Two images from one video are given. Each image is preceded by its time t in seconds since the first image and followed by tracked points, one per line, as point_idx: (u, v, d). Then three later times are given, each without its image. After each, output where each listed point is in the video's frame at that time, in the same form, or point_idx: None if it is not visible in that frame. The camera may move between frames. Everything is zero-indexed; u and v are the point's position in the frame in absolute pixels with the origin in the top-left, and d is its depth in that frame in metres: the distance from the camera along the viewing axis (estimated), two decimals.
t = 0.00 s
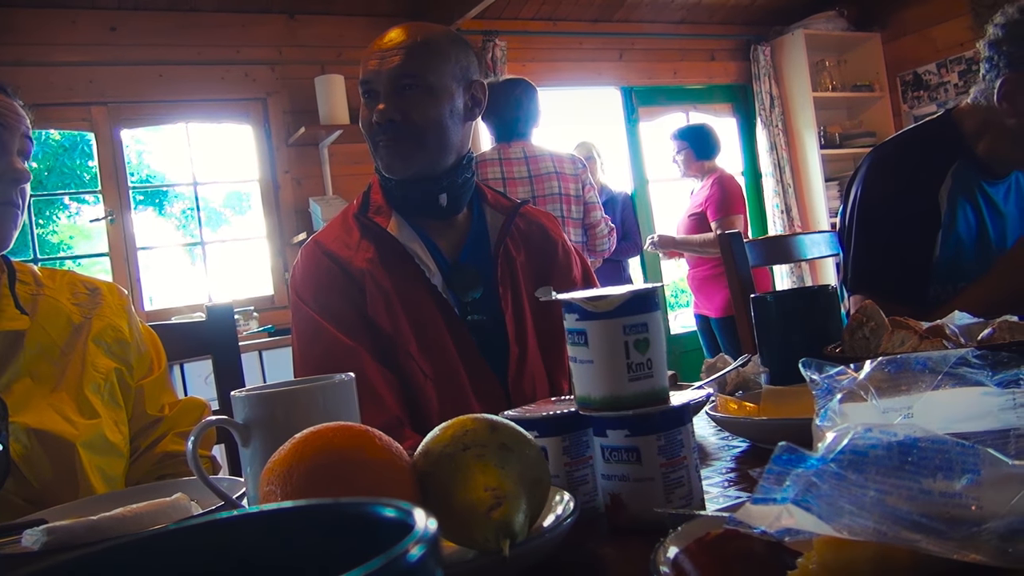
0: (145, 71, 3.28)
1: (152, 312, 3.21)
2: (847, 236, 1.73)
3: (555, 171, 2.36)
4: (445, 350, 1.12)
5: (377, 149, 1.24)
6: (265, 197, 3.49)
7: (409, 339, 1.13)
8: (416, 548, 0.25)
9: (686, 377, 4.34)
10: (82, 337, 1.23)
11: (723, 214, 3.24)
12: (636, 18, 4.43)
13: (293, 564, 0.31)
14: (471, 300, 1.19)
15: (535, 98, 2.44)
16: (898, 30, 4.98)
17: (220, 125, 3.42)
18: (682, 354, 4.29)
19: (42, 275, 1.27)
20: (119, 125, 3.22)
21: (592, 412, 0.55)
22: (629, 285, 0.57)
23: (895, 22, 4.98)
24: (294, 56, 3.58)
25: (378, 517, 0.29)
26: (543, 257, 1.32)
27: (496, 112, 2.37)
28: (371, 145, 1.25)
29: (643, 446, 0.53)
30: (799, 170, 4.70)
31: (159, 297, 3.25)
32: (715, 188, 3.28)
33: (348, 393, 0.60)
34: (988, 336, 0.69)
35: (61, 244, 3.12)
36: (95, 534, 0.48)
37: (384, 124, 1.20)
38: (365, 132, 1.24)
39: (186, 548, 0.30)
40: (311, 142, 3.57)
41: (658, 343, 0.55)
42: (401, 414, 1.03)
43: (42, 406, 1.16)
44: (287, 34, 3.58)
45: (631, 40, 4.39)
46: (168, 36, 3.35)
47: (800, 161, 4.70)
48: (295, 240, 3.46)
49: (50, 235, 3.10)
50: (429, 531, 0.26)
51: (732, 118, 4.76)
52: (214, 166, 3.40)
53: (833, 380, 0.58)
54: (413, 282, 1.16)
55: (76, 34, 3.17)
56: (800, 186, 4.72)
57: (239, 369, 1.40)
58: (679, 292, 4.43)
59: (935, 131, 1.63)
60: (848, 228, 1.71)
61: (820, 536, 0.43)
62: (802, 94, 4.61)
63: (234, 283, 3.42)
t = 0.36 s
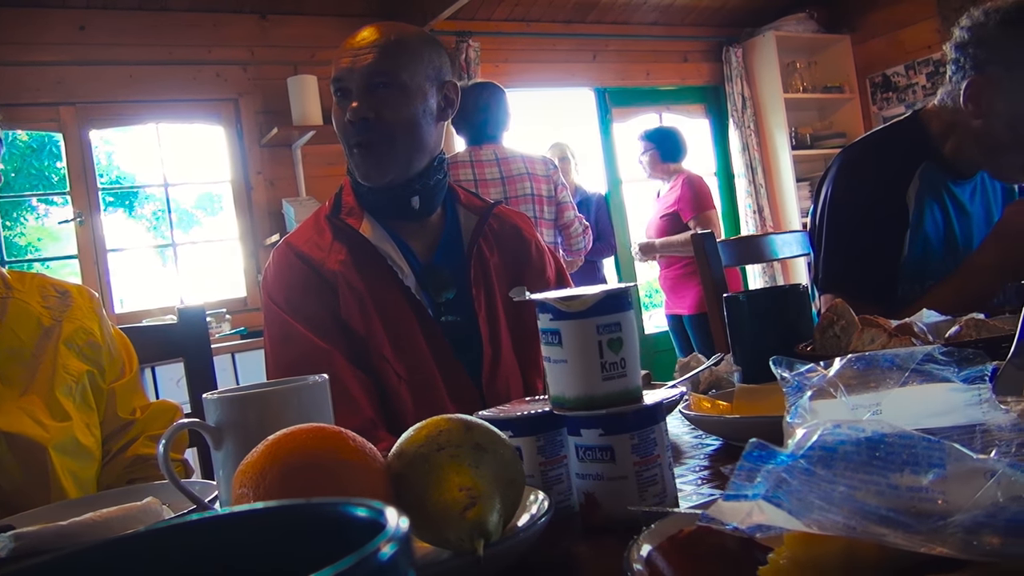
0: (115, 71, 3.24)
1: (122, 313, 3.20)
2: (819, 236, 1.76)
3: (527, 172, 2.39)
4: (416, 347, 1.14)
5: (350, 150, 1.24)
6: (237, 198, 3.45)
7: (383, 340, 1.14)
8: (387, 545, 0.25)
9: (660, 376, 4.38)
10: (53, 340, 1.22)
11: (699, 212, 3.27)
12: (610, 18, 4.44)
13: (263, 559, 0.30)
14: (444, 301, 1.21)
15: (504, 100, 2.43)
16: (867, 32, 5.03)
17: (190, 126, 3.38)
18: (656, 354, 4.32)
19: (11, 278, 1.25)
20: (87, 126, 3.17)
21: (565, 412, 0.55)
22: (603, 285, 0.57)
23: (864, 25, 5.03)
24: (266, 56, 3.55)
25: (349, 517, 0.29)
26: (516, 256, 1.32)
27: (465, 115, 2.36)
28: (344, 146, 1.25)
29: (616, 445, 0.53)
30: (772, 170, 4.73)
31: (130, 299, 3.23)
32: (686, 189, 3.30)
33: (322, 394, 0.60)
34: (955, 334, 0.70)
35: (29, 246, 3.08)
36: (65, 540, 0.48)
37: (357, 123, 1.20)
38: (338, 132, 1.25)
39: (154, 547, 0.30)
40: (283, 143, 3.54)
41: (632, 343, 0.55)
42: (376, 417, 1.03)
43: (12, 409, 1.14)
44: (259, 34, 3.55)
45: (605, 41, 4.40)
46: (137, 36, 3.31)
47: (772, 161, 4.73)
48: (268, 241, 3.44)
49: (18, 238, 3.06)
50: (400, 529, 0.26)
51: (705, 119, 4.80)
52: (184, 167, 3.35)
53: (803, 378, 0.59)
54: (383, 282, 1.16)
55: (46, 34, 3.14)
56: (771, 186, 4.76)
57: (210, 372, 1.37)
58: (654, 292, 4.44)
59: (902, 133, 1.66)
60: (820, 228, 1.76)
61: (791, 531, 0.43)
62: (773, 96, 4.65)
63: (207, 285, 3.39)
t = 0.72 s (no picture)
0: (83, 67, 3.20)
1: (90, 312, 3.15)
2: (789, 233, 1.80)
3: (500, 169, 2.41)
4: (392, 353, 1.17)
5: (334, 140, 1.27)
6: (207, 196, 3.40)
7: (355, 338, 1.17)
8: (356, 543, 0.24)
9: (632, 374, 4.41)
10: (20, 340, 1.19)
11: (656, 211, 3.30)
12: (582, 17, 4.45)
13: (234, 557, 0.30)
14: (418, 298, 1.25)
15: (477, 99, 2.46)
16: (836, 32, 5.10)
17: (160, 123, 3.34)
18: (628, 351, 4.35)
19: None
20: (54, 122, 3.12)
21: (539, 409, 0.55)
22: (576, 282, 0.58)
23: (833, 24, 5.09)
24: (236, 53, 3.54)
25: (318, 515, 0.28)
26: (490, 254, 1.36)
27: (437, 114, 2.40)
28: (327, 137, 1.28)
29: (589, 442, 0.54)
30: (742, 169, 4.78)
31: (98, 298, 3.19)
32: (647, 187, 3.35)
33: (292, 392, 0.60)
34: (922, 329, 0.72)
35: None
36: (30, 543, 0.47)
37: (347, 111, 1.23)
38: (321, 122, 1.27)
39: (126, 544, 0.30)
40: (254, 140, 3.50)
41: (604, 339, 0.55)
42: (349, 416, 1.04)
43: None
44: (230, 30, 3.53)
45: (576, 40, 4.41)
46: (104, 31, 3.27)
47: (743, 159, 4.76)
48: (239, 239, 3.40)
49: None
50: (370, 526, 0.26)
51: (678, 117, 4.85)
52: (153, 164, 3.30)
53: (773, 373, 0.59)
54: (357, 280, 1.20)
55: (11, 29, 3.10)
56: (742, 184, 4.80)
57: (181, 372, 1.41)
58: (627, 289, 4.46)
59: (869, 132, 1.71)
60: (791, 225, 1.79)
61: (760, 526, 0.43)
62: (744, 94, 4.68)
63: (177, 284, 3.35)
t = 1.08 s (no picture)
0: (49, 61, 3.15)
1: (57, 311, 3.10)
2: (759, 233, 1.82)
3: (471, 166, 2.42)
4: (367, 351, 1.18)
5: (322, 133, 1.29)
6: (177, 195, 3.37)
7: (328, 337, 1.17)
8: (328, 540, 0.24)
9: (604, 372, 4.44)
10: None
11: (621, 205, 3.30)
12: (556, 15, 4.46)
13: (201, 551, 0.30)
14: (392, 297, 1.27)
15: (446, 96, 2.48)
16: (807, 33, 5.15)
17: (129, 119, 3.30)
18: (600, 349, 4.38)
19: None
20: (19, 118, 3.07)
21: (512, 406, 0.55)
22: (549, 280, 0.58)
23: (805, 25, 5.14)
24: (208, 48, 3.48)
25: (291, 514, 0.28)
26: (464, 252, 1.39)
27: (409, 115, 2.42)
28: (314, 130, 1.29)
29: (562, 439, 0.54)
30: (714, 167, 4.82)
31: (66, 297, 3.15)
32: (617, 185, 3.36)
33: (264, 391, 0.60)
34: (889, 326, 0.73)
35: None
36: None
37: (340, 104, 1.26)
38: (308, 115, 1.29)
39: (95, 542, 0.29)
40: (225, 137, 3.45)
41: (577, 337, 0.56)
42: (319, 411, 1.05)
43: None
44: (200, 26, 3.48)
45: (551, 38, 4.42)
46: (70, 25, 3.21)
47: (714, 158, 4.81)
48: (210, 237, 3.37)
49: None
50: (343, 523, 0.26)
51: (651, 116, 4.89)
52: (121, 162, 3.28)
53: (744, 369, 0.60)
54: (328, 275, 1.21)
55: None
56: (714, 183, 4.84)
57: (150, 371, 1.40)
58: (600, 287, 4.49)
59: (841, 131, 1.74)
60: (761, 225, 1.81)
61: (731, 520, 0.42)
62: (717, 95, 4.72)
63: (147, 283, 3.32)
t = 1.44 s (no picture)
0: (12, 57, 3.09)
1: (20, 311, 3.05)
2: (728, 232, 1.84)
3: (440, 166, 2.47)
4: (334, 337, 1.19)
5: (273, 135, 1.30)
6: (144, 193, 3.32)
7: (298, 334, 1.18)
8: (296, 537, 0.24)
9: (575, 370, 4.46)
10: None
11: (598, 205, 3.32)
12: (526, 14, 4.46)
13: (182, 551, 0.29)
14: (363, 292, 1.28)
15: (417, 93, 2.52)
16: (775, 33, 5.19)
17: (93, 116, 3.25)
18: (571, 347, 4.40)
19: None
20: None
21: (483, 404, 0.56)
22: (520, 278, 0.58)
23: (771, 25, 5.19)
24: (174, 45, 3.44)
25: (259, 512, 0.28)
26: (436, 248, 1.39)
27: (376, 114, 2.45)
28: (266, 132, 1.30)
29: (533, 436, 0.54)
30: (684, 166, 4.86)
31: (29, 297, 3.09)
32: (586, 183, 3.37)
33: (232, 390, 0.60)
34: (855, 323, 0.74)
35: None
36: None
37: (285, 107, 1.27)
38: (260, 117, 1.29)
39: (56, 544, 0.29)
40: (193, 134, 3.41)
41: (547, 335, 0.56)
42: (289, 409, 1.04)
43: None
44: (167, 22, 3.43)
45: (521, 36, 4.42)
46: (31, 20, 3.16)
47: (684, 158, 4.85)
48: (177, 235, 3.32)
49: None
50: (310, 520, 0.25)
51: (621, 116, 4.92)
52: (87, 160, 3.22)
53: (713, 366, 0.60)
54: (302, 277, 1.21)
55: None
56: (684, 183, 4.88)
57: (117, 370, 1.38)
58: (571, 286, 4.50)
59: (811, 131, 1.77)
60: (730, 224, 1.83)
61: (699, 515, 0.41)
62: (687, 94, 4.77)
63: (113, 281, 3.27)
